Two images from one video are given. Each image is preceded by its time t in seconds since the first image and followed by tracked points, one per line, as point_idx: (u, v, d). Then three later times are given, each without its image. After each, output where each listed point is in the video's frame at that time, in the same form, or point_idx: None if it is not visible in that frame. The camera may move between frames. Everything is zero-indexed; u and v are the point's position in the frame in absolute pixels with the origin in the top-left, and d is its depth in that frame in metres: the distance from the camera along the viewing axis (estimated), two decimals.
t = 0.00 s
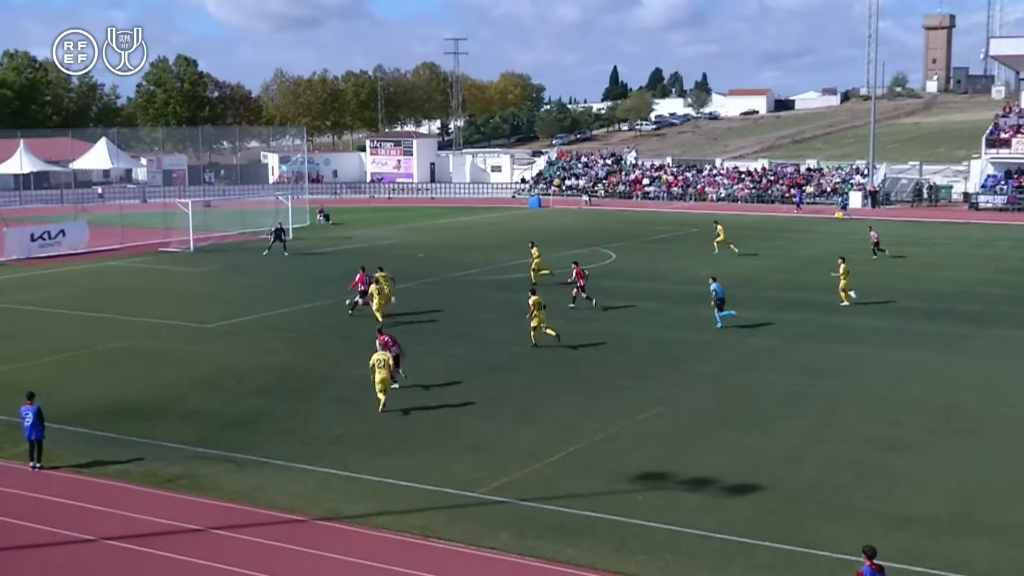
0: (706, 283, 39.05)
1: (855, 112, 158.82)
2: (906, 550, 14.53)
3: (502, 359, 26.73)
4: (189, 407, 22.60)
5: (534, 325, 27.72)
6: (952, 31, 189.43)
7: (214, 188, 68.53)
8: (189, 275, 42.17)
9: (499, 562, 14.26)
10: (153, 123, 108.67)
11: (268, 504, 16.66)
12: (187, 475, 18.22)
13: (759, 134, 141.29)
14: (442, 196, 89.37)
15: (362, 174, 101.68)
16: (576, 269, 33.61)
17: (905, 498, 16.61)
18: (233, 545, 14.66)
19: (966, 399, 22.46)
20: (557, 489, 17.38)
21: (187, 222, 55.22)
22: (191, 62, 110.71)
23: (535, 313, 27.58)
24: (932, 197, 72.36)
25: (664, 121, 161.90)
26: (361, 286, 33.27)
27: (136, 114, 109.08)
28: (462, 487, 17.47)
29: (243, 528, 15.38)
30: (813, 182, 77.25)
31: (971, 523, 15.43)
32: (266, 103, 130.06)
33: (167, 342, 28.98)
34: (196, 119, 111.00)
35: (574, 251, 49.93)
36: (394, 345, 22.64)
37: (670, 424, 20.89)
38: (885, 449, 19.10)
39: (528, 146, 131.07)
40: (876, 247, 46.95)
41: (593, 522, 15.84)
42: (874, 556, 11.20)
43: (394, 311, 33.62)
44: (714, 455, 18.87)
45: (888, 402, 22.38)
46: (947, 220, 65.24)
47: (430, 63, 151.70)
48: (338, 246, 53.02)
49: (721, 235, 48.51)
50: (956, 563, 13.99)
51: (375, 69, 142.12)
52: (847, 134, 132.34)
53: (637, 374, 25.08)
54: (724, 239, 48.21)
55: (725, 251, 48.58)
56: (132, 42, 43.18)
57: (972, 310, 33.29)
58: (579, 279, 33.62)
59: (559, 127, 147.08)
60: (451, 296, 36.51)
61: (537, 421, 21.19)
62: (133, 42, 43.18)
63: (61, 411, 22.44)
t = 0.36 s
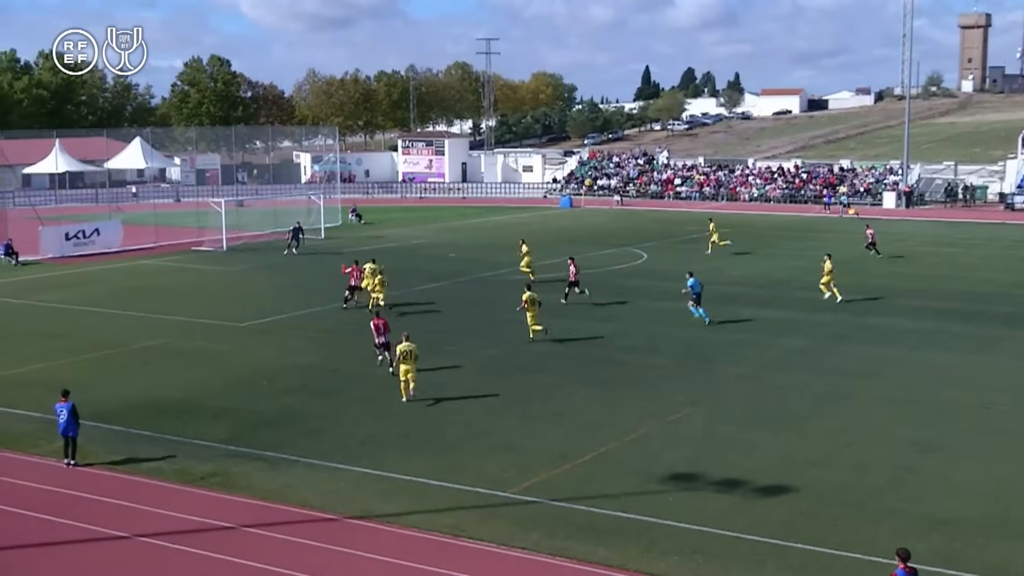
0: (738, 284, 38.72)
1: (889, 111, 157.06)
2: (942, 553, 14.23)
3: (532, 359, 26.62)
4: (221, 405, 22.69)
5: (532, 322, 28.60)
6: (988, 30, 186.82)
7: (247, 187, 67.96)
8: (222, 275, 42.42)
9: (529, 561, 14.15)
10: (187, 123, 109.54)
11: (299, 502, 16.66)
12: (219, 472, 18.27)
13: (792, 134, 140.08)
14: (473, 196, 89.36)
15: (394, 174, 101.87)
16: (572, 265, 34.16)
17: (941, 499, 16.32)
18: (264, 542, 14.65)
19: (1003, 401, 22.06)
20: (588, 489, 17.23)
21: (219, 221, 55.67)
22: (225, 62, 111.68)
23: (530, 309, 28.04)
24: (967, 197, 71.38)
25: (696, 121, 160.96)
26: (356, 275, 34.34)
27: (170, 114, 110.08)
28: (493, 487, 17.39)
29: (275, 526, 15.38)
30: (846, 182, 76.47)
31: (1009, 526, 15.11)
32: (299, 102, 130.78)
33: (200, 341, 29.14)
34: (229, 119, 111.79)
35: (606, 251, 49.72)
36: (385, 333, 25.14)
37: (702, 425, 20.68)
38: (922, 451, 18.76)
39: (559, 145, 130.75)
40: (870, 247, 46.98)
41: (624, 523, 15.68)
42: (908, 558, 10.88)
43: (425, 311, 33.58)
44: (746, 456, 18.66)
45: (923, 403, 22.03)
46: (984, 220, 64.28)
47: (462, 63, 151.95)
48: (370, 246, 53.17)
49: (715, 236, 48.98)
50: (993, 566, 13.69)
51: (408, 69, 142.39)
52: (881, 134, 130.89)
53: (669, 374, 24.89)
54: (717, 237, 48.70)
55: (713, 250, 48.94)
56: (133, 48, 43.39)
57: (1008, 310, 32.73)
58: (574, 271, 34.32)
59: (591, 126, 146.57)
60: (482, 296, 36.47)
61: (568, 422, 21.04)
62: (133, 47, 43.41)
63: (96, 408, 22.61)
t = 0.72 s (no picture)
0: (764, 284, 38.44)
1: (917, 111, 155.60)
2: (969, 555, 14.01)
3: (557, 359, 26.50)
4: (246, 404, 22.74)
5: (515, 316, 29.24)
6: (1018, 30, 184.70)
7: (272, 187, 69.02)
8: (249, 274, 42.58)
9: (551, 561, 14.06)
10: (214, 122, 110.26)
11: (323, 501, 16.65)
12: (244, 471, 18.29)
13: (818, 134, 139.06)
14: (498, 195, 89.28)
15: (419, 173, 101.97)
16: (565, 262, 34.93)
17: (968, 502, 16.08)
18: (288, 541, 14.63)
19: None
20: (612, 489, 17.11)
21: (245, 221, 56.03)
22: (251, 62, 112.38)
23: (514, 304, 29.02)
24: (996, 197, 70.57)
25: (721, 120, 160.16)
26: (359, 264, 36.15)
27: (197, 113, 110.84)
28: (516, 487, 17.30)
29: (300, 525, 15.36)
30: (873, 182, 75.81)
31: None
32: (325, 101, 131.25)
33: (226, 340, 29.22)
34: (256, 118, 112.40)
35: (630, 251, 49.55)
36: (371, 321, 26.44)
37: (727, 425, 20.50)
38: (950, 453, 18.51)
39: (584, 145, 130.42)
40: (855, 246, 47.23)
41: (649, 523, 15.55)
42: (933, 560, 10.69)
43: (449, 310, 33.56)
44: (772, 456, 18.48)
45: (951, 405, 21.73)
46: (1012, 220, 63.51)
47: (486, 62, 152.02)
48: (396, 245, 53.24)
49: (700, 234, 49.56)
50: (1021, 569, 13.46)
51: (433, 69, 142.61)
52: (908, 134, 129.66)
53: (694, 374, 24.72)
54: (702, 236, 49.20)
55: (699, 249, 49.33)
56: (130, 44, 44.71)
57: None
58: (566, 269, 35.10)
59: (616, 126, 146.06)
60: (506, 296, 36.40)
61: (591, 421, 20.93)
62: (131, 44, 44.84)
63: (122, 406, 22.72)
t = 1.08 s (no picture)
0: (787, 285, 38.18)
1: (940, 111, 154.36)
2: (993, 558, 13.82)
3: (578, 358, 26.41)
4: (266, 403, 22.77)
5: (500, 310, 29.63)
6: None
7: (294, 186, 69.71)
8: (271, 273, 42.71)
9: (571, 562, 13.95)
10: (236, 122, 110.84)
11: (342, 501, 16.62)
12: (264, 470, 18.28)
13: (840, 134, 138.17)
14: (518, 196, 89.14)
15: (440, 173, 102.04)
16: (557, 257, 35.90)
17: (993, 504, 15.86)
18: (309, 540, 14.59)
19: None
20: (633, 489, 17.01)
21: (266, 221, 56.28)
22: (273, 62, 112.81)
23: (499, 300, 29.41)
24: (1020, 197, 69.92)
25: (743, 120, 159.36)
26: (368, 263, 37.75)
27: (219, 113, 111.40)
28: (537, 487, 17.21)
29: (321, 524, 15.33)
30: (895, 182, 75.22)
31: None
32: (346, 101, 131.59)
33: (246, 339, 29.29)
34: (277, 118, 112.83)
35: (651, 251, 49.35)
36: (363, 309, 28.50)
37: (749, 426, 20.33)
38: (974, 454, 18.28)
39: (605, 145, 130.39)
40: (834, 247, 47.32)
41: (670, 524, 15.41)
42: (955, 562, 10.54)
43: (469, 309, 33.53)
44: (795, 458, 18.31)
45: (976, 406, 21.47)
46: None
47: (507, 62, 152.17)
48: (417, 245, 53.29)
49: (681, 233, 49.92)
50: None
51: (454, 68, 142.71)
52: (932, 134, 128.51)
53: (715, 374, 24.56)
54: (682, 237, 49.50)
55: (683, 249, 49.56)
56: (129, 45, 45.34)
57: None
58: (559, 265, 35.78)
59: (637, 126, 145.46)
60: (527, 296, 36.31)
61: (611, 421, 20.82)
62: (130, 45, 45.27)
63: (144, 405, 22.80)
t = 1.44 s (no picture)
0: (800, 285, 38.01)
1: (954, 110, 153.65)
2: (1007, 559, 13.71)
3: (590, 358, 26.35)
4: (279, 402, 22.80)
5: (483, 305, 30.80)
6: None
7: (306, 185, 70.43)
8: (283, 272, 42.86)
9: (582, 562, 13.91)
10: (248, 121, 111.16)
11: (354, 500, 16.61)
12: (277, 469, 18.30)
13: (854, 134, 137.53)
14: (530, 195, 88.99)
15: (452, 172, 102.10)
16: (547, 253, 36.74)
17: (1006, 505, 15.74)
18: (322, 539, 14.60)
19: None
20: (644, 489, 16.96)
21: (278, 221, 56.37)
22: (286, 62, 113.19)
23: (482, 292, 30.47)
24: None
25: (756, 120, 158.80)
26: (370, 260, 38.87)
27: (232, 113, 111.78)
28: (549, 487, 17.17)
29: (333, 523, 15.34)
30: (908, 182, 74.85)
31: None
32: (359, 101, 131.77)
33: (259, 338, 29.36)
34: (289, 118, 113.12)
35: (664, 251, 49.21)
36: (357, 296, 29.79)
37: (762, 426, 20.25)
38: (988, 455, 18.15)
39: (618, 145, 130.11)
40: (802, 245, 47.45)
41: (682, 525, 15.36)
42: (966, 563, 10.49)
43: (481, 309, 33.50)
44: (808, 458, 18.21)
45: (990, 407, 21.32)
46: None
47: (519, 62, 152.43)
48: (429, 245, 53.30)
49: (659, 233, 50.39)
50: None
51: (466, 68, 142.75)
52: (946, 134, 127.80)
53: (728, 375, 24.46)
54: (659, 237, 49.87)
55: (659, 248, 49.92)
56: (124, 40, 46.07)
57: None
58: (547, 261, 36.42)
59: (649, 126, 144.74)
60: (539, 295, 36.23)
61: (624, 421, 20.75)
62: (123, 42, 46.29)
63: (157, 404, 22.87)
